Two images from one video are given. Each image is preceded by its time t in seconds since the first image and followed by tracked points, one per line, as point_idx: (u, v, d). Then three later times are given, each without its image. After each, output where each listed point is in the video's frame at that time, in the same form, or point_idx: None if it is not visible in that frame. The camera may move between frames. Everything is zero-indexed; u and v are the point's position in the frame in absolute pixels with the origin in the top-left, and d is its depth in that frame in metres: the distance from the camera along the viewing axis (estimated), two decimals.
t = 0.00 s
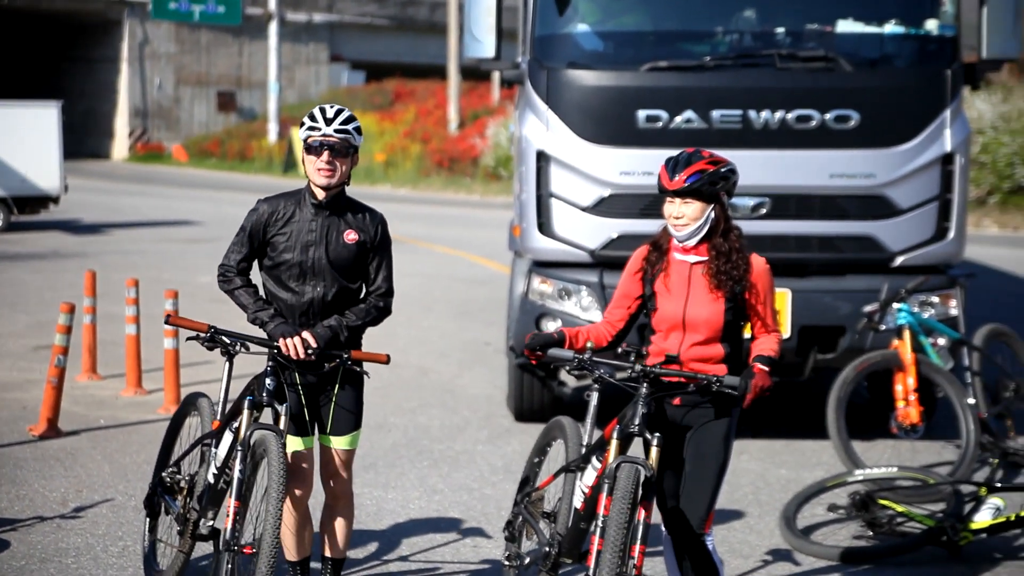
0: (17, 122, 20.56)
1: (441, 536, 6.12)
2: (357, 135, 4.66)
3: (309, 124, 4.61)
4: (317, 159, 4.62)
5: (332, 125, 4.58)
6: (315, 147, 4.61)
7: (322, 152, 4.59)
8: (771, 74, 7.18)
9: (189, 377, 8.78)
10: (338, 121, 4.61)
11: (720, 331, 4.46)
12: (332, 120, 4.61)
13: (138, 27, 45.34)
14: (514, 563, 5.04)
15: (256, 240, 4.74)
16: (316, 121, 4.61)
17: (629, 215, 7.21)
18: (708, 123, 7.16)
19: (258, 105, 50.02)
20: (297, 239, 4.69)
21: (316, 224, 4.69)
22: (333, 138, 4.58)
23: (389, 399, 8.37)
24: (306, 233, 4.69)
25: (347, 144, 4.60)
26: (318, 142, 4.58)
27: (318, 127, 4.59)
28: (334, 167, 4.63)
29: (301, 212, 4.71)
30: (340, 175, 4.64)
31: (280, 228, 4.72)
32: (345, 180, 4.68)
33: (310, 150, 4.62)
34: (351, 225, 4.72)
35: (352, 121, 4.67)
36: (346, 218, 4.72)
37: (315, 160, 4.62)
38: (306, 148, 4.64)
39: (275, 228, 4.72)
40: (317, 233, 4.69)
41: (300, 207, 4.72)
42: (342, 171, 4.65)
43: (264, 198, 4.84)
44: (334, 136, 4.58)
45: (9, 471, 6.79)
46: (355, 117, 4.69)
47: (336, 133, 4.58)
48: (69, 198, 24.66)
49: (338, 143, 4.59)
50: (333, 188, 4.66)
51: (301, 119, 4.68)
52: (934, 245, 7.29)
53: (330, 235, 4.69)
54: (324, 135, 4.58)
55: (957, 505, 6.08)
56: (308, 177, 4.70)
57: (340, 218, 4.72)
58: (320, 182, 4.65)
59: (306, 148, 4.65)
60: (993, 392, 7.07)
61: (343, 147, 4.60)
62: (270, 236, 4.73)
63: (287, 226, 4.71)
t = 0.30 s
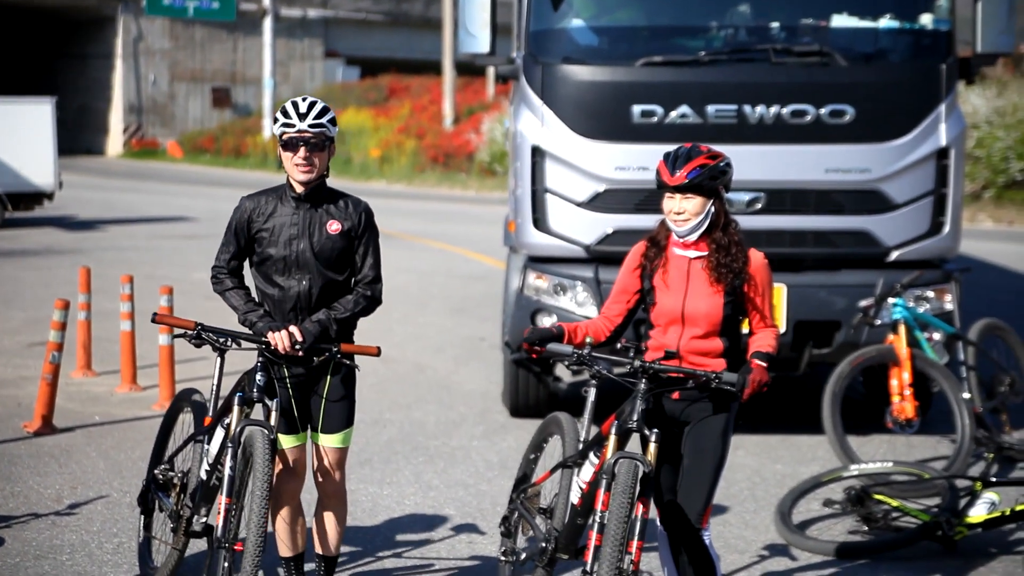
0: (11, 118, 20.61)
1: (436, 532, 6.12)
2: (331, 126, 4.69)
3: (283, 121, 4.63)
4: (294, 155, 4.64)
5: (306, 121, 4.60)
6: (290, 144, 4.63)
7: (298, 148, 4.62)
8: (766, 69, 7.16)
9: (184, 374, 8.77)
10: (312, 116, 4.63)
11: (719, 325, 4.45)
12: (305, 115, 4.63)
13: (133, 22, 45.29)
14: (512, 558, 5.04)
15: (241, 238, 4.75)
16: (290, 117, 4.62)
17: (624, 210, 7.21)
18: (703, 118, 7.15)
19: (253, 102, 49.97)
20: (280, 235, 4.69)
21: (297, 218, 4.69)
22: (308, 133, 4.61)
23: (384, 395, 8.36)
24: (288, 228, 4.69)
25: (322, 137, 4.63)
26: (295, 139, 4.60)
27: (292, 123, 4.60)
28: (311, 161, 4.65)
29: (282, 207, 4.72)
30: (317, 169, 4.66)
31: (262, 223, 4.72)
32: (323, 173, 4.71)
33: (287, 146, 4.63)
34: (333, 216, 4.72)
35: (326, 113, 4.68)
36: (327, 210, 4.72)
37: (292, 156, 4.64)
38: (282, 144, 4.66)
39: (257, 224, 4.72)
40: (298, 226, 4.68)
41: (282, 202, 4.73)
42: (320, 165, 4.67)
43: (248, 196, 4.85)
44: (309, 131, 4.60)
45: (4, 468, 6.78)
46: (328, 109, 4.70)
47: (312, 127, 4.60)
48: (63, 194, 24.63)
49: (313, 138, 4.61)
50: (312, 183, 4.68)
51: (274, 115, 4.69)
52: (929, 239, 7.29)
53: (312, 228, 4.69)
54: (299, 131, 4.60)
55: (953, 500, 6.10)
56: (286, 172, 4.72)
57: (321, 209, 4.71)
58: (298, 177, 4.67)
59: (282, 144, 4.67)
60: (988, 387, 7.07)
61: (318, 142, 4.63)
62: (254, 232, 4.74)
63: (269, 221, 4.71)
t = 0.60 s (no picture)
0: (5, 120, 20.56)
1: (431, 536, 6.11)
2: (314, 127, 4.70)
3: (265, 125, 4.64)
4: (279, 158, 4.65)
5: (289, 124, 4.62)
6: (275, 147, 4.64)
7: (283, 151, 4.63)
8: (761, 69, 7.15)
9: (178, 376, 8.75)
10: (294, 118, 4.64)
11: (717, 325, 4.45)
12: (288, 118, 4.64)
13: (126, 22, 45.23)
14: (508, 561, 5.03)
15: (229, 244, 4.75)
16: (272, 121, 4.64)
17: (618, 211, 7.20)
18: (698, 119, 7.14)
19: (250, 100, 49.93)
20: (268, 236, 4.70)
21: (284, 219, 4.70)
22: (292, 136, 4.62)
23: (379, 396, 8.35)
24: (276, 229, 4.70)
25: (306, 138, 4.64)
26: (279, 142, 4.61)
27: (275, 127, 4.62)
28: (295, 163, 4.66)
29: (268, 210, 4.72)
30: (303, 170, 4.68)
31: (250, 227, 4.73)
32: (308, 173, 4.73)
33: (271, 150, 4.65)
34: (319, 215, 4.72)
35: (307, 114, 4.69)
36: (313, 209, 4.73)
37: (276, 159, 4.65)
38: (265, 148, 4.67)
39: (245, 228, 4.73)
40: (286, 227, 4.69)
41: (268, 205, 4.74)
42: (305, 167, 4.69)
43: (234, 202, 4.85)
44: (293, 134, 4.61)
45: None
46: (310, 110, 4.71)
47: (295, 130, 4.62)
48: (58, 195, 24.59)
49: (297, 140, 4.63)
50: (298, 184, 4.70)
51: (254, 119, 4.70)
52: (924, 240, 7.27)
53: (299, 228, 4.69)
54: (282, 134, 4.61)
55: (948, 501, 6.11)
56: (270, 174, 4.73)
57: (307, 209, 4.72)
58: (284, 179, 4.69)
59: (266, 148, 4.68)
60: (983, 388, 7.05)
61: (302, 143, 4.64)
62: (242, 237, 4.74)
63: (257, 224, 4.72)
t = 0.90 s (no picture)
0: None
1: (425, 538, 6.11)
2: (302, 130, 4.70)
3: (256, 127, 4.61)
4: (268, 162, 4.63)
5: (279, 127, 4.59)
6: (264, 150, 4.62)
7: (273, 154, 4.62)
8: (752, 73, 7.17)
9: (169, 379, 8.73)
10: (284, 121, 4.62)
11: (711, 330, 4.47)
12: (279, 121, 4.62)
13: (118, 28, 45.23)
14: (499, 563, 5.05)
15: (218, 251, 4.74)
16: (262, 124, 4.61)
17: (610, 215, 7.20)
18: (689, 122, 7.16)
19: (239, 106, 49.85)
20: (258, 242, 4.70)
21: (272, 224, 4.70)
22: (282, 139, 4.60)
23: (370, 400, 8.34)
24: (265, 235, 4.70)
25: (296, 142, 4.64)
26: (268, 145, 4.59)
27: (265, 129, 4.59)
28: (285, 167, 4.65)
29: (256, 215, 4.71)
30: (291, 174, 4.67)
31: (238, 233, 4.72)
32: (295, 176, 4.73)
33: (260, 153, 4.63)
34: (308, 217, 4.72)
35: (296, 117, 4.68)
36: (301, 212, 4.73)
37: (266, 162, 4.63)
38: (253, 151, 4.64)
39: (233, 236, 4.72)
40: (274, 232, 4.69)
41: (255, 209, 4.73)
42: (293, 169, 4.68)
43: (219, 210, 4.83)
44: (283, 137, 4.60)
45: None
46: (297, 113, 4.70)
47: (285, 133, 4.60)
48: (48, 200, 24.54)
49: (287, 144, 4.62)
50: (286, 188, 4.69)
51: (243, 121, 4.66)
52: (915, 243, 7.30)
53: (288, 232, 4.69)
54: (273, 137, 4.59)
55: (940, 504, 6.12)
56: (258, 178, 4.71)
57: (295, 213, 4.72)
58: (273, 183, 4.67)
59: (254, 151, 4.65)
60: (974, 391, 7.03)
61: (292, 147, 4.64)
62: (230, 243, 4.73)
63: (245, 230, 4.71)
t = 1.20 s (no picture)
0: None
1: (429, 531, 6.10)
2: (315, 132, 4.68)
3: (270, 133, 4.57)
4: (281, 168, 4.64)
5: (295, 134, 4.56)
6: (278, 156, 4.61)
7: (288, 160, 4.61)
8: (753, 64, 7.15)
9: (171, 372, 8.72)
10: (300, 128, 4.58)
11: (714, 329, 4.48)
12: (294, 128, 4.58)
13: (118, 20, 45.14)
14: (500, 557, 5.06)
15: (226, 244, 4.75)
16: (278, 130, 4.56)
17: (611, 207, 7.18)
18: (690, 114, 7.14)
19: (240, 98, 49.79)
20: (266, 237, 4.71)
21: (281, 219, 4.71)
22: (297, 146, 4.58)
23: (372, 392, 8.33)
24: (274, 229, 4.71)
25: (310, 147, 4.63)
26: (284, 154, 4.58)
27: (281, 137, 4.55)
28: (298, 172, 4.66)
29: (265, 209, 4.73)
30: (303, 178, 4.68)
31: (247, 226, 4.73)
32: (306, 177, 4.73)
33: (274, 158, 4.62)
34: (318, 213, 4.74)
35: (309, 120, 4.66)
36: (311, 208, 4.74)
37: (279, 168, 4.64)
38: (266, 156, 4.62)
39: (242, 228, 4.73)
40: (284, 227, 4.70)
41: (264, 203, 4.74)
42: (305, 173, 4.68)
43: (228, 201, 4.84)
44: (298, 145, 4.58)
45: None
46: (310, 114, 4.67)
47: (301, 141, 4.57)
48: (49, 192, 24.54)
49: (302, 150, 4.61)
50: (297, 190, 4.71)
51: (256, 121, 4.62)
52: (917, 235, 7.28)
53: (297, 227, 4.70)
54: (288, 145, 4.57)
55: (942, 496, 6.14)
56: (269, 177, 4.72)
57: (304, 209, 4.73)
58: (284, 186, 4.68)
59: (266, 155, 4.63)
60: (976, 382, 7.01)
61: (306, 152, 4.63)
62: (239, 236, 4.74)
63: (254, 224, 4.72)
